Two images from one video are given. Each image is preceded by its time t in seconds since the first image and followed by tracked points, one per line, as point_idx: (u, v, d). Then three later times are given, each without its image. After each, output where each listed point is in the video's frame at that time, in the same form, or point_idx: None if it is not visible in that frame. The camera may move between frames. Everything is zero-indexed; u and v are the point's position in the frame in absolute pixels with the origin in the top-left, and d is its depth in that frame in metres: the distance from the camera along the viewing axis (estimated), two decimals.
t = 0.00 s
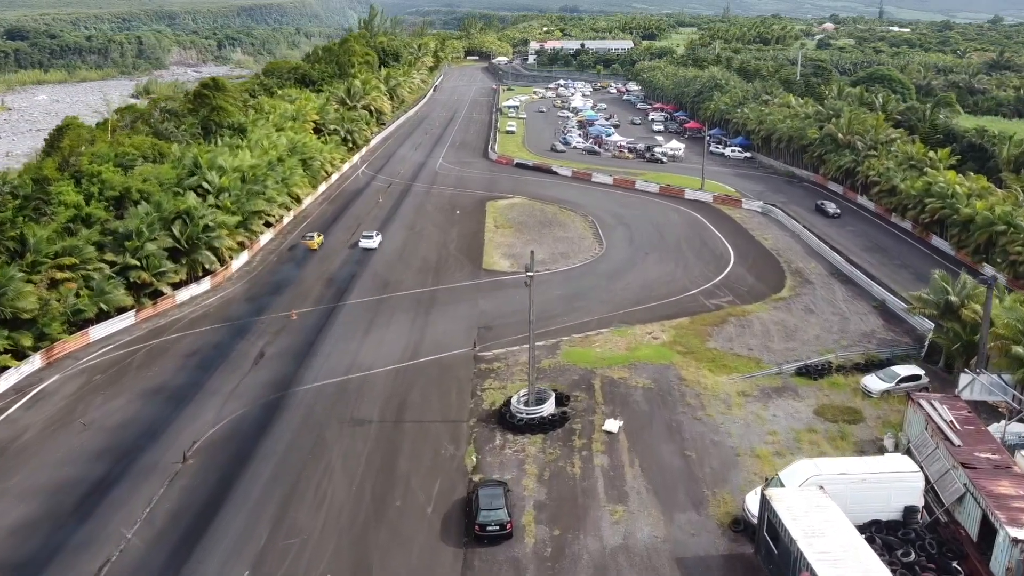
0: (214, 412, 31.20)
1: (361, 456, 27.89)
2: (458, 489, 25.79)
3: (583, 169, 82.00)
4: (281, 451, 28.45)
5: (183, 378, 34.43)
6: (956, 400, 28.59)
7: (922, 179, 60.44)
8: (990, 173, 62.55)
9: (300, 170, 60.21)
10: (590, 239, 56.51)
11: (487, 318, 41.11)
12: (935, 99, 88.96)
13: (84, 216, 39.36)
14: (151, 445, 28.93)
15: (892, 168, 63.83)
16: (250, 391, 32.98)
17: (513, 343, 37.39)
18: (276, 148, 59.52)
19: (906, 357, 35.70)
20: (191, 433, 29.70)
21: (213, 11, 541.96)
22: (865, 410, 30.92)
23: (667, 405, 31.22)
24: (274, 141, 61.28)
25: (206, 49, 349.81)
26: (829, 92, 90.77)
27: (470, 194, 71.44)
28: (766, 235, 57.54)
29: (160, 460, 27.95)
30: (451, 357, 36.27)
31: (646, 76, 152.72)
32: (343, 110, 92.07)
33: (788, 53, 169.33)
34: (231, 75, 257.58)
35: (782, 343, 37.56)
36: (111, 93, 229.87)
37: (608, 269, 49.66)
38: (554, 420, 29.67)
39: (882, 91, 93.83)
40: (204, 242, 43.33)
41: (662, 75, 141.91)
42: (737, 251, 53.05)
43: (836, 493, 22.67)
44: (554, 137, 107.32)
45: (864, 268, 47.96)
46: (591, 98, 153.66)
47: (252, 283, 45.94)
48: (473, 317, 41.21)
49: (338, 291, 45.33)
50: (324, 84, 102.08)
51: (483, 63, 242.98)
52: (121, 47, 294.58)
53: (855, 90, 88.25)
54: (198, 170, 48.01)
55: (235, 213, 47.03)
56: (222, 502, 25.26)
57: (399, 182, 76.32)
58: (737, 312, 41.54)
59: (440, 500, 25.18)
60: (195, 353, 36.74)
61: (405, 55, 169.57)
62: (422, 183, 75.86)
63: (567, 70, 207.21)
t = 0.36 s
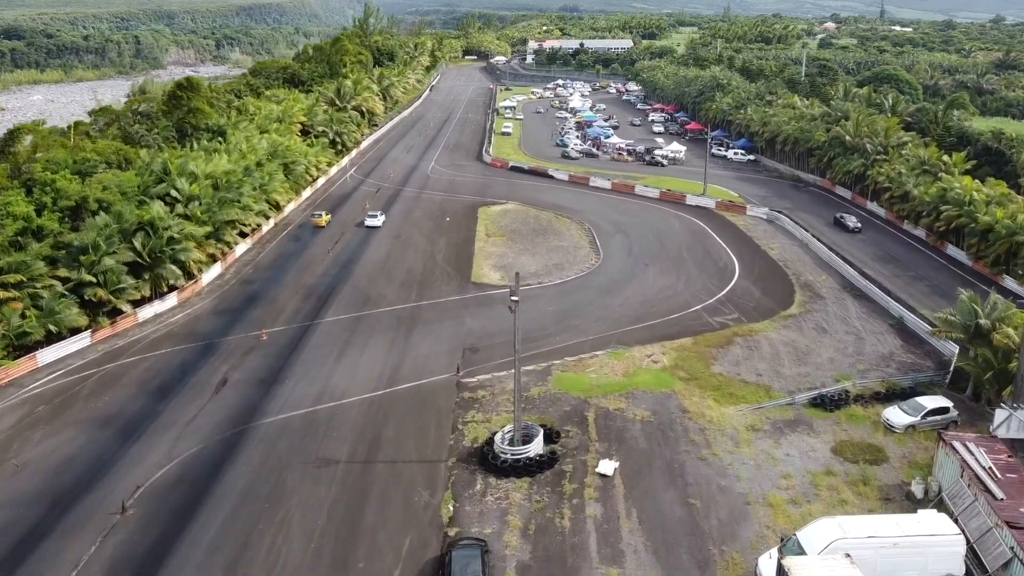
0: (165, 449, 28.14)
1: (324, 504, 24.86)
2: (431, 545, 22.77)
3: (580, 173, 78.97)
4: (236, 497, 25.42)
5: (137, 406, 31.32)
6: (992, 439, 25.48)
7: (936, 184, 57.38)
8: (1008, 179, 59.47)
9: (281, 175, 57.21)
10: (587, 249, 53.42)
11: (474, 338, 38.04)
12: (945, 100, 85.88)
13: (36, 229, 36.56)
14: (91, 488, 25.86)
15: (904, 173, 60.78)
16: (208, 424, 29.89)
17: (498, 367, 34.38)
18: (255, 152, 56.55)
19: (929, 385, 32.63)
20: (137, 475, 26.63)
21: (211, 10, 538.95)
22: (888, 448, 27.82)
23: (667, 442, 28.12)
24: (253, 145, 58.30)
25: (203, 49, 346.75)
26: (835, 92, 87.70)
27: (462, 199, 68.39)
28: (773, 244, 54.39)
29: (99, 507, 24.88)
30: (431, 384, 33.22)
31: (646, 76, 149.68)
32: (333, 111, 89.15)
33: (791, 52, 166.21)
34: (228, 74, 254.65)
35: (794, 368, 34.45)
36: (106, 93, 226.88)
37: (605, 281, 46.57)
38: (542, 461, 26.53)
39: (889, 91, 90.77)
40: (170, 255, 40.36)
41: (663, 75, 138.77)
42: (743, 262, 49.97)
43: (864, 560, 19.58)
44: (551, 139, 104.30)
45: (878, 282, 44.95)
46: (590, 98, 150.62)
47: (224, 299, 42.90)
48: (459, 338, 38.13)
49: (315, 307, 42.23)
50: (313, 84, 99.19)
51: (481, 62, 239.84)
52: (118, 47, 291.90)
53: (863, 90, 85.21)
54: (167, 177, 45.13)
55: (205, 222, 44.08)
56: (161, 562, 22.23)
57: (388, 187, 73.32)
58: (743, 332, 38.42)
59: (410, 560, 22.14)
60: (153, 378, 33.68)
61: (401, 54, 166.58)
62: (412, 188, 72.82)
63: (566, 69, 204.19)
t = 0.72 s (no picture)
0: (99, 496, 25.03)
1: (270, 567, 21.68)
2: None
3: (575, 177, 75.89)
4: (171, 557, 22.25)
5: (75, 442, 28.14)
6: None
7: (951, 191, 54.25)
8: None
9: (257, 180, 54.06)
10: (581, 260, 50.29)
11: (454, 362, 34.88)
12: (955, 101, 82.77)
13: None
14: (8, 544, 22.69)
15: (916, 178, 57.64)
16: (152, 465, 26.72)
17: (479, 397, 31.30)
18: (229, 156, 53.51)
19: (955, 418, 29.49)
20: (62, 529, 23.42)
21: (210, 10, 535.83)
22: (914, 497, 24.64)
23: (665, 489, 24.94)
24: (228, 150, 55.22)
25: (202, 49, 343.45)
26: (840, 93, 84.62)
27: (451, 205, 65.27)
28: (778, 255, 51.21)
29: (13, 569, 21.77)
30: (403, 416, 30.14)
31: (645, 77, 146.64)
32: (319, 112, 86.10)
33: (793, 52, 163.21)
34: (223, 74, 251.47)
35: (805, 398, 31.29)
36: (101, 92, 223.66)
37: (599, 296, 43.43)
38: (522, 515, 23.32)
39: (896, 91, 87.71)
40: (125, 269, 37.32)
41: (663, 75, 135.69)
42: (747, 275, 46.80)
43: None
44: (547, 141, 101.26)
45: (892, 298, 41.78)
46: (588, 99, 147.55)
47: (187, 317, 39.78)
48: (438, 362, 34.95)
49: (285, 324, 39.07)
50: (301, 84, 96.21)
51: (478, 62, 236.60)
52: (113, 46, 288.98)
53: (870, 90, 82.11)
54: (127, 185, 42.23)
55: (167, 233, 41.07)
56: None
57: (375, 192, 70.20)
58: (748, 355, 35.26)
59: None
60: (98, 409, 30.52)
61: (396, 54, 163.54)
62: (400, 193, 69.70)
63: (564, 69, 201.20)
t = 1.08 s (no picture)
0: (6, 559, 21.71)
1: None
2: None
3: (570, 181, 72.61)
4: None
5: None
6: None
7: (968, 197, 50.85)
8: None
9: (228, 187, 50.76)
10: (572, 272, 46.99)
11: (429, 392, 31.50)
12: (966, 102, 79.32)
13: None
14: None
15: (930, 184, 54.26)
16: (73, 520, 23.39)
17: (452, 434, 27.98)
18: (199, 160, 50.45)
19: (989, 461, 26.12)
20: None
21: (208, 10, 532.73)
22: (950, 564, 21.24)
23: (662, 553, 21.55)
24: (197, 155, 51.96)
25: (199, 48, 340.34)
26: (847, 93, 81.23)
27: (437, 211, 61.92)
28: (783, 266, 47.84)
29: None
30: (366, 457, 26.86)
31: (644, 77, 143.32)
32: (304, 113, 82.85)
33: (795, 52, 159.94)
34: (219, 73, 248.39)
35: (819, 436, 27.91)
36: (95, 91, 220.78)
37: (590, 314, 40.08)
38: None
39: (905, 92, 84.27)
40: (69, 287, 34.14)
41: (662, 74, 132.32)
42: (751, 290, 43.43)
43: None
44: (542, 143, 98.00)
45: (910, 317, 38.38)
46: (585, 99, 144.26)
47: (140, 338, 36.49)
48: (411, 392, 31.58)
49: (245, 347, 35.73)
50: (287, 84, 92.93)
51: (476, 61, 233.23)
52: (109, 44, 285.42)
53: (877, 91, 78.74)
54: (77, 194, 39.13)
55: (119, 246, 37.88)
56: None
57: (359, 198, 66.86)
58: (754, 384, 31.88)
59: None
60: (24, 448, 27.21)
61: (390, 52, 160.26)
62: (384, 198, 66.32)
63: (562, 68, 197.86)
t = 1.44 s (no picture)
0: None
1: None
2: None
3: (565, 187, 68.99)
4: None
5: None
6: None
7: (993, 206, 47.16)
8: None
9: (196, 196, 47.17)
10: (565, 289, 43.37)
11: (400, 435, 27.84)
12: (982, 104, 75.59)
13: None
14: None
15: (950, 192, 50.56)
16: None
17: (421, 488, 24.31)
18: (163, 167, 46.88)
19: None
20: None
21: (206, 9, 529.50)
22: None
23: None
24: (163, 162, 48.38)
25: (195, 48, 336.85)
26: (856, 94, 77.56)
27: (424, 220, 58.28)
28: (794, 282, 44.19)
29: None
30: (320, 519, 23.23)
31: (644, 77, 139.64)
32: (288, 115, 79.23)
33: (798, 51, 156.34)
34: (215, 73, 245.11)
35: (846, 492, 24.25)
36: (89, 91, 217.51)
37: (585, 338, 36.45)
38: None
39: (917, 92, 80.53)
40: None
41: (663, 74, 128.59)
42: (761, 310, 39.78)
43: None
44: (538, 146, 94.40)
45: (937, 342, 34.70)
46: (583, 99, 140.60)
47: (83, 367, 32.87)
48: (380, 434, 27.93)
49: (199, 379, 32.09)
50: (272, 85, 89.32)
51: (473, 61, 229.61)
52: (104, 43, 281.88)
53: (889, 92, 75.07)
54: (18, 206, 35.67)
55: (62, 263, 34.44)
56: None
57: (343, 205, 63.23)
58: (768, 424, 28.22)
59: None
60: None
61: (384, 51, 156.72)
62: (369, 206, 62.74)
63: (560, 68, 194.26)
